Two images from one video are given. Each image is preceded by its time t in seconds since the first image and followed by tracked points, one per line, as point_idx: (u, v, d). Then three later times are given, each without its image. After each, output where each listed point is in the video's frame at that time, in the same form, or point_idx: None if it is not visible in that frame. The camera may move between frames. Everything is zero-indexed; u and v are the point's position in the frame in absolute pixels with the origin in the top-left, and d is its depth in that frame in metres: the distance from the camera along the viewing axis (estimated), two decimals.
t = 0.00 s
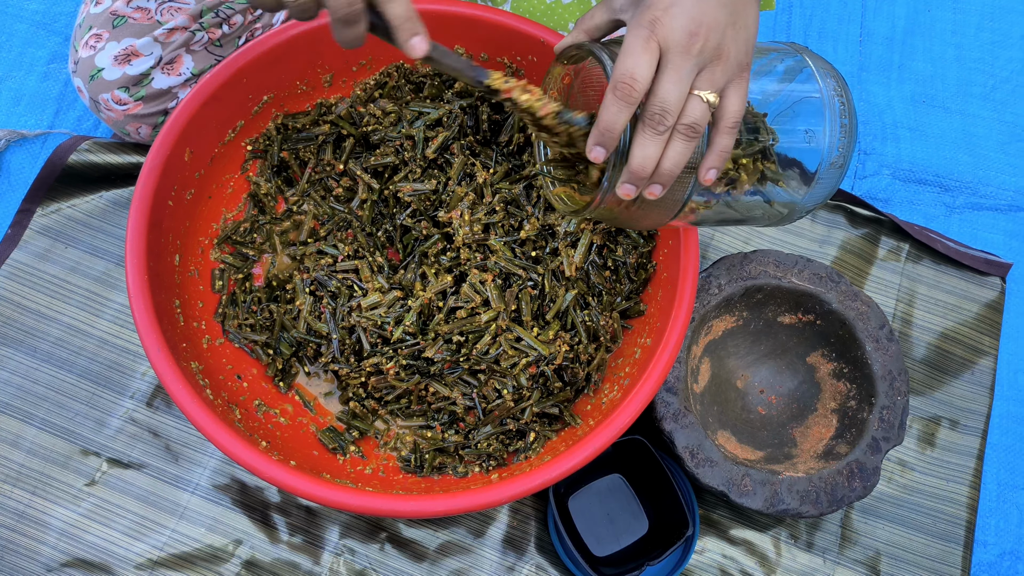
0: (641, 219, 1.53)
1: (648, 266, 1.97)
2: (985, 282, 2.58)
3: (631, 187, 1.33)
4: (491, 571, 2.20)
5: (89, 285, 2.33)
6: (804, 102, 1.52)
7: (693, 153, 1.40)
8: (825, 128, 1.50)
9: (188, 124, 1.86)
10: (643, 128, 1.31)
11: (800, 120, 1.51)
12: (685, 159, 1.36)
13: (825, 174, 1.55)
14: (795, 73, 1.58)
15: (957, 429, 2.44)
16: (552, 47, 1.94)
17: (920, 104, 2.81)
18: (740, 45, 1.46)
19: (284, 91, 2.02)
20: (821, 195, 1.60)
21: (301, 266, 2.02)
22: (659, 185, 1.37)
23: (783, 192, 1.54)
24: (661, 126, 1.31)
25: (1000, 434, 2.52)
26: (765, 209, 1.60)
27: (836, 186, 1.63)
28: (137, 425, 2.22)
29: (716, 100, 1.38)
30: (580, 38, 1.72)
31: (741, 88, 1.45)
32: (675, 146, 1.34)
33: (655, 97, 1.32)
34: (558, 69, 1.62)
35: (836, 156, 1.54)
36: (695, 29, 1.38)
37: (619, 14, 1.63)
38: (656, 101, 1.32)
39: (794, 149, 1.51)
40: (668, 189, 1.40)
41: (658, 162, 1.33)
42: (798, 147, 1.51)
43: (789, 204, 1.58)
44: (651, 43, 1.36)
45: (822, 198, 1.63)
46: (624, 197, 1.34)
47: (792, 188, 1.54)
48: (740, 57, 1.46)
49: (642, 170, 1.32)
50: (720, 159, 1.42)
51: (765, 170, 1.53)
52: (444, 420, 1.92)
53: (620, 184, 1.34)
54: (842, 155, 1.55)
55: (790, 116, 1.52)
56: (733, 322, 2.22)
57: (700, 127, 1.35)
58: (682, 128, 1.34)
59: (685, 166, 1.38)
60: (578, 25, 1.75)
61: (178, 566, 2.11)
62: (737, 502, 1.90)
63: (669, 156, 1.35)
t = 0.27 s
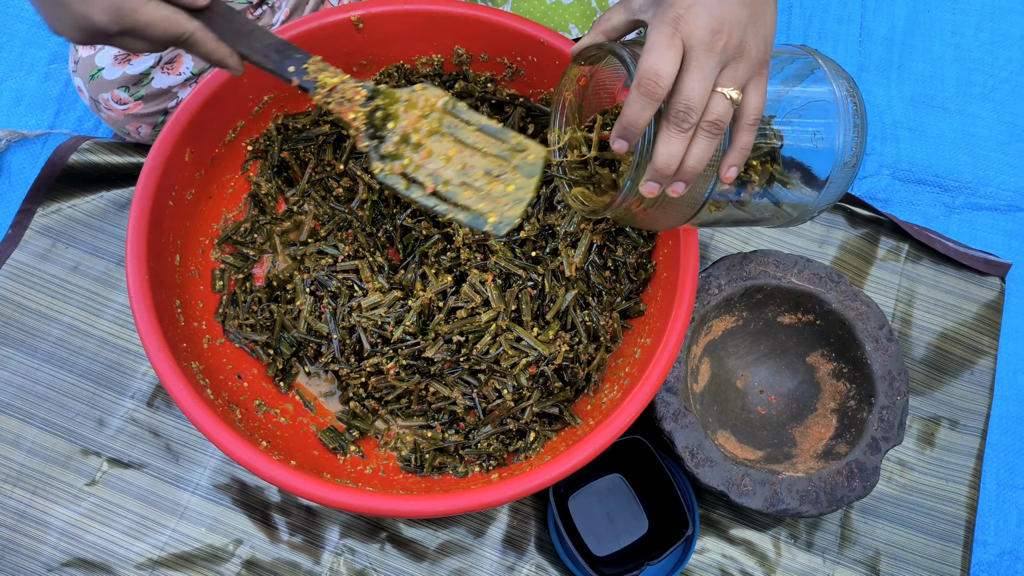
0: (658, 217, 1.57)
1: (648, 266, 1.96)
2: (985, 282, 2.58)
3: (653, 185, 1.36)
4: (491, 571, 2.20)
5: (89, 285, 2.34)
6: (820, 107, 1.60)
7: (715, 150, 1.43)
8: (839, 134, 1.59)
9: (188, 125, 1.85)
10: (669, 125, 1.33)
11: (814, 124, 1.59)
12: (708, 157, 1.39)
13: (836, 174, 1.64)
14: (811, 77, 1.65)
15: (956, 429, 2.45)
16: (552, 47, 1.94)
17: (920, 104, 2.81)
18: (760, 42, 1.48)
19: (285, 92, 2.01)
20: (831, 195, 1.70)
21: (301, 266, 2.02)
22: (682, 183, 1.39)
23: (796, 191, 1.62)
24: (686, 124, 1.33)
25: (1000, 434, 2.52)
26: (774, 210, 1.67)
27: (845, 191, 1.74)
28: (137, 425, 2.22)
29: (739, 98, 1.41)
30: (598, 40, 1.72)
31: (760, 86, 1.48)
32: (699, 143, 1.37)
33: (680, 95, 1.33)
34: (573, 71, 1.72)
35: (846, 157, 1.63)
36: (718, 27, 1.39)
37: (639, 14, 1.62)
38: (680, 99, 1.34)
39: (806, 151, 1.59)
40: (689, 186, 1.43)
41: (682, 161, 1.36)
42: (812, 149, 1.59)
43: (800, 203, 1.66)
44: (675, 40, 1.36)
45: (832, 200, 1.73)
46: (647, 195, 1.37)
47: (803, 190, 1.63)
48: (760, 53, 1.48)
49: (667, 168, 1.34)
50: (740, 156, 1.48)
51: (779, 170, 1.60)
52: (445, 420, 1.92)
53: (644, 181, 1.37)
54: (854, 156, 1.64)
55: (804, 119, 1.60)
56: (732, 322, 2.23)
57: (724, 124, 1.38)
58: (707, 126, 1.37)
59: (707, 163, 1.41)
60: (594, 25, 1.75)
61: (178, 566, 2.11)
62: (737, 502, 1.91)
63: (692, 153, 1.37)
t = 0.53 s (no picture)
0: (656, 213, 1.59)
1: (647, 266, 1.97)
2: (984, 282, 2.58)
3: (650, 178, 1.38)
4: (491, 571, 2.20)
5: (90, 285, 2.34)
6: (819, 107, 1.61)
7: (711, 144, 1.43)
8: (838, 134, 1.59)
9: (190, 125, 1.86)
10: (664, 119, 1.34)
11: (812, 125, 1.60)
12: (704, 150, 1.39)
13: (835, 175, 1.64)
14: (811, 77, 1.66)
15: (956, 429, 2.45)
16: (552, 47, 1.94)
17: (919, 104, 2.82)
18: (756, 36, 1.48)
19: (285, 91, 2.02)
20: (830, 195, 1.70)
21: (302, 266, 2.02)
22: (678, 177, 1.40)
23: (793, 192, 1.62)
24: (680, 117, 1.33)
25: (999, 434, 2.53)
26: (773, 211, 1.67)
27: (844, 190, 1.74)
28: (138, 425, 2.22)
29: (735, 91, 1.40)
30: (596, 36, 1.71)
31: (755, 81, 1.49)
32: (694, 137, 1.37)
33: (675, 87, 1.33)
34: (574, 67, 1.72)
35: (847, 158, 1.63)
36: (713, 21, 1.38)
37: (637, 10, 1.63)
38: (676, 91, 1.34)
39: (804, 152, 1.60)
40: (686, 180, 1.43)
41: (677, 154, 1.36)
42: (809, 150, 1.60)
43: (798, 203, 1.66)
44: (668, 31, 1.35)
45: (831, 199, 1.73)
46: (645, 188, 1.39)
47: (803, 190, 1.62)
48: (756, 47, 1.48)
49: (663, 162, 1.35)
50: (737, 151, 1.47)
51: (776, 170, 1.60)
52: (445, 420, 1.92)
53: (642, 174, 1.38)
54: (854, 155, 1.64)
55: (803, 120, 1.61)
56: (732, 322, 2.23)
57: (719, 117, 1.38)
58: (702, 119, 1.37)
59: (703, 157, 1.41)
60: (594, 21, 1.74)
61: (178, 566, 2.11)
62: (737, 502, 1.91)
63: (688, 147, 1.37)
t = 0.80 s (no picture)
0: (658, 210, 1.60)
1: (648, 266, 1.98)
2: (983, 282, 2.59)
3: (654, 172, 1.37)
4: (491, 571, 2.20)
5: (91, 284, 2.34)
6: (819, 108, 1.61)
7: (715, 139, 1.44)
8: (838, 134, 1.60)
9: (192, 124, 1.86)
10: (669, 111, 1.34)
11: (811, 125, 1.60)
12: (708, 144, 1.40)
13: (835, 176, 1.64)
14: (811, 78, 1.66)
15: (955, 428, 2.45)
16: (552, 48, 1.95)
17: (918, 104, 2.82)
18: (761, 33, 1.49)
19: (286, 92, 2.03)
20: (830, 195, 1.71)
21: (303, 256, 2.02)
22: (681, 171, 1.41)
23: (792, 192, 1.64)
24: (686, 110, 1.34)
25: (998, 433, 2.53)
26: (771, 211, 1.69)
27: (843, 191, 1.75)
28: (138, 425, 2.23)
29: (739, 87, 1.42)
30: (600, 32, 1.71)
31: (760, 77, 1.50)
32: (699, 131, 1.37)
33: (680, 81, 1.33)
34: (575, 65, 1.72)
35: (847, 159, 1.63)
36: (719, 15, 1.39)
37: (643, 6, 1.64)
38: (681, 85, 1.34)
39: (803, 152, 1.60)
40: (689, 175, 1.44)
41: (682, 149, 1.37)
42: (808, 150, 1.60)
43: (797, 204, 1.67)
44: (675, 24, 1.35)
45: (831, 199, 1.74)
46: (648, 182, 1.38)
47: (801, 192, 1.64)
48: (761, 43, 1.49)
49: (667, 155, 1.35)
50: (740, 147, 1.49)
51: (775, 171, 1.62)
52: (445, 420, 1.91)
53: (645, 168, 1.38)
54: (853, 154, 1.64)
55: (803, 121, 1.61)
56: (732, 322, 2.23)
57: (724, 111, 1.38)
58: (707, 113, 1.37)
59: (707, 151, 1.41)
60: (596, 18, 1.74)
61: (179, 566, 2.11)
62: (737, 501, 1.91)
63: (693, 141, 1.38)
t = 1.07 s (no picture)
0: (655, 208, 1.61)
1: (650, 264, 1.98)
2: (983, 282, 2.59)
3: (651, 169, 1.37)
4: (491, 571, 2.21)
5: (91, 284, 2.35)
6: (818, 107, 1.61)
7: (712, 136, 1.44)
8: (837, 134, 1.60)
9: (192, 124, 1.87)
10: (666, 109, 1.34)
11: (811, 125, 1.60)
12: (705, 142, 1.40)
13: (834, 176, 1.65)
14: (810, 78, 1.66)
15: (954, 428, 2.46)
16: (552, 48, 1.95)
17: (918, 105, 2.82)
18: (757, 30, 1.50)
19: (286, 92, 2.03)
20: (829, 195, 1.71)
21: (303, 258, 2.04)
22: (678, 169, 1.41)
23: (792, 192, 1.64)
24: (682, 108, 1.35)
25: (998, 433, 2.53)
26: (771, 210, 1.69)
27: (843, 190, 1.75)
28: (139, 425, 2.23)
29: (736, 84, 1.42)
30: (599, 32, 1.71)
31: (756, 75, 1.50)
32: (696, 128, 1.38)
33: (677, 78, 1.34)
34: (574, 64, 1.70)
35: (846, 160, 1.64)
36: (717, 12, 1.38)
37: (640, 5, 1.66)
38: (678, 83, 1.34)
39: (803, 152, 1.60)
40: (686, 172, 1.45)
41: (679, 146, 1.37)
42: (808, 150, 1.60)
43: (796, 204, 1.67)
44: (673, 21, 1.35)
45: (830, 199, 1.74)
46: (645, 179, 1.39)
47: (801, 192, 1.64)
48: (757, 41, 1.50)
49: (664, 153, 1.36)
50: (737, 144, 1.49)
51: (775, 171, 1.62)
52: (443, 421, 1.91)
53: (642, 166, 1.38)
54: (852, 154, 1.65)
55: (803, 120, 1.61)
56: (731, 322, 2.24)
57: (720, 109, 1.39)
58: (704, 110, 1.38)
59: (704, 149, 1.42)
60: (595, 18, 1.75)
61: (179, 565, 2.12)
62: (736, 501, 1.91)
63: (690, 138, 1.38)
